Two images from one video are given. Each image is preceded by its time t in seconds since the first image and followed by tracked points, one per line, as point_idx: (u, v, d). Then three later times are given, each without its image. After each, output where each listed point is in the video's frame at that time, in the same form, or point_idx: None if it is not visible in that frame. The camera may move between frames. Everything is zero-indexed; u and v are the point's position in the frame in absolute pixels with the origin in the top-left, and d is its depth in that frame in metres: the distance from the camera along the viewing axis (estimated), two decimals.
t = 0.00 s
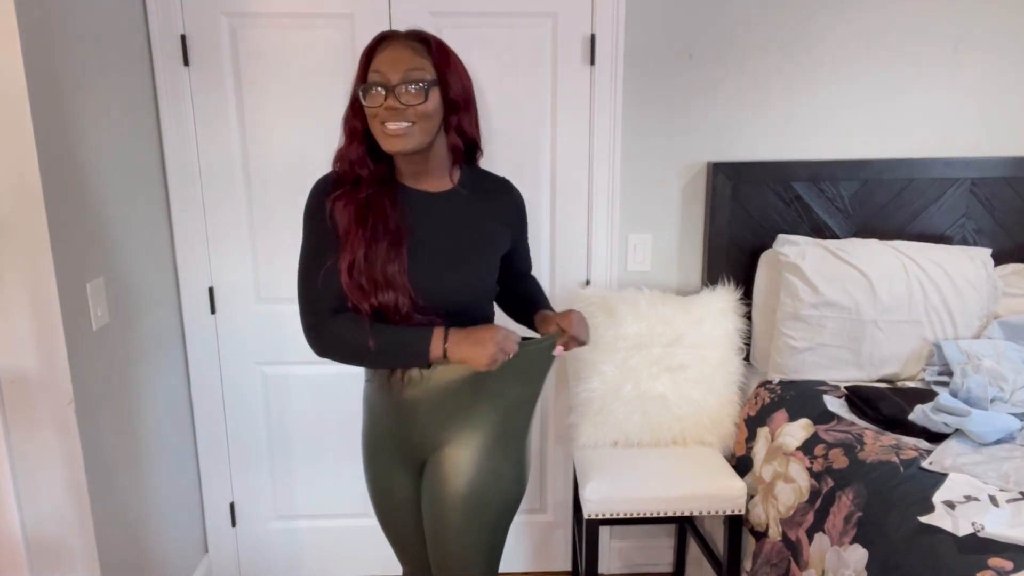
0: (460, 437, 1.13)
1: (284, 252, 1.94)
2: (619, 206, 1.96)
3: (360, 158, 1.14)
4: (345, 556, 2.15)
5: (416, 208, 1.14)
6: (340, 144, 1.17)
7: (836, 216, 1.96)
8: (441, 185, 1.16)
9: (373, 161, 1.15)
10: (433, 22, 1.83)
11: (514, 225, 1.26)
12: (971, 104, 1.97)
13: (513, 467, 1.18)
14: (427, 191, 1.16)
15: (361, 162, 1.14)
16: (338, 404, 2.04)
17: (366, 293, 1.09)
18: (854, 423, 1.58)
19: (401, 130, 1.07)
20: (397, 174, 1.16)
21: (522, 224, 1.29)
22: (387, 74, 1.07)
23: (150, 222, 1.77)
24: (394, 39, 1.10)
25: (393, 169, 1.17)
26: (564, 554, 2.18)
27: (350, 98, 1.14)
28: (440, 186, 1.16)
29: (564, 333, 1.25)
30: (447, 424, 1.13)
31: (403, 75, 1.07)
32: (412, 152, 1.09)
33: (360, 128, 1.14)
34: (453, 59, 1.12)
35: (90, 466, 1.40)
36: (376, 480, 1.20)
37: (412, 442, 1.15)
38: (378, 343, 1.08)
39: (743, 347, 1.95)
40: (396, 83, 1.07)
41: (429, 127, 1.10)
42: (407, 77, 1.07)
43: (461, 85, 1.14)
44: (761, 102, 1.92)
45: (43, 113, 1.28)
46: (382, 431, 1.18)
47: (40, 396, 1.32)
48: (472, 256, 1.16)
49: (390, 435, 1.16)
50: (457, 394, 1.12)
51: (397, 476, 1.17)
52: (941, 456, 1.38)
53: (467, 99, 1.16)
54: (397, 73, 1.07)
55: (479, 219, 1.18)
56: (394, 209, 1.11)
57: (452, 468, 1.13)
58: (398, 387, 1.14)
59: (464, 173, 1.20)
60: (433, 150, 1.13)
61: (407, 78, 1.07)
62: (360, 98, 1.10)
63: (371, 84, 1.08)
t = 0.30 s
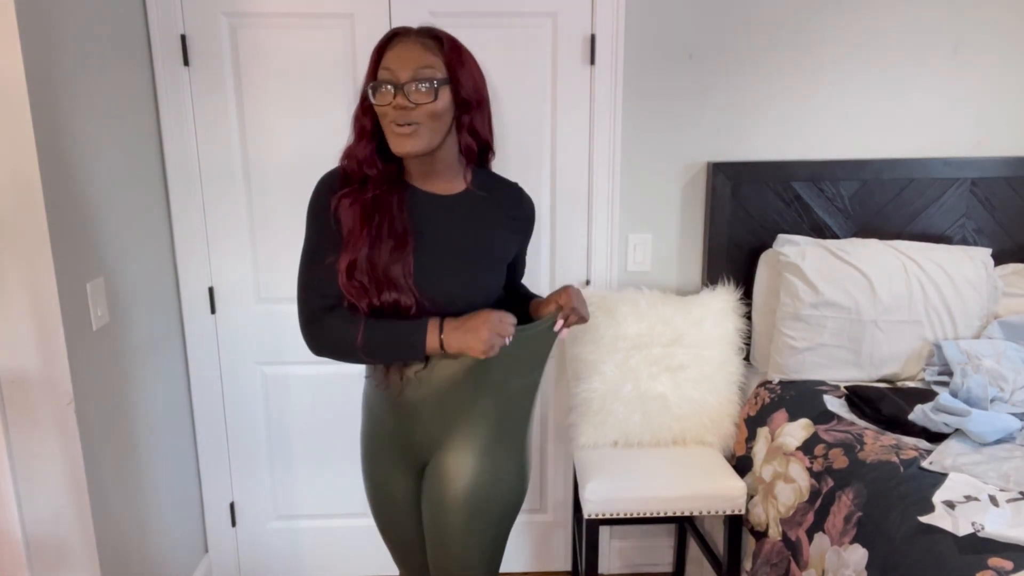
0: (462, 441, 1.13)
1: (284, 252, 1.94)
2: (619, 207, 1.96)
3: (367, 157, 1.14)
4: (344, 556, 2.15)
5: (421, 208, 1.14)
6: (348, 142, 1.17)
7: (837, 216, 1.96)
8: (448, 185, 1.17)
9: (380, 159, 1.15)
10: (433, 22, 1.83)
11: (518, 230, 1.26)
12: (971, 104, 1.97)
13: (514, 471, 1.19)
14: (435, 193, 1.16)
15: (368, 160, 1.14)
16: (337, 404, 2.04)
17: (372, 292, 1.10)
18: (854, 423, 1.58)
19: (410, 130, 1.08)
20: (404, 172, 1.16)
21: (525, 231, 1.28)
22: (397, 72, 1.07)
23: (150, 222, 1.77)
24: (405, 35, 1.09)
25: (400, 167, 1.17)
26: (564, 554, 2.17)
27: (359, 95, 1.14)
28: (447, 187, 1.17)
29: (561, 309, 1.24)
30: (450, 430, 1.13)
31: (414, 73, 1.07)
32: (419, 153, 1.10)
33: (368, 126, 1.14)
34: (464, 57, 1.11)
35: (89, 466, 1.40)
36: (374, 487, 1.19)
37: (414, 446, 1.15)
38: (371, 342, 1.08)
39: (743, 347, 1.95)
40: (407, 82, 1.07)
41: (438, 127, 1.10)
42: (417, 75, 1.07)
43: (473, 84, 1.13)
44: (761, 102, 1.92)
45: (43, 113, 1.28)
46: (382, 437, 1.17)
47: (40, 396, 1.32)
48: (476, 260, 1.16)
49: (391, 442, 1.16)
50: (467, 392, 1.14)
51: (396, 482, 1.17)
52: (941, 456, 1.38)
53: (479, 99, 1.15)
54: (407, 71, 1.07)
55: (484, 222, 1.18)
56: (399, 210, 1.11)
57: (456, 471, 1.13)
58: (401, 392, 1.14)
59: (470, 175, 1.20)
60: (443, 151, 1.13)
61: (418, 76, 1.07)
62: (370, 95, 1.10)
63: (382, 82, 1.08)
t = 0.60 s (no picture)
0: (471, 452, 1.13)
1: (284, 252, 1.94)
2: (619, 206, 1.96)
3: (381, 163, 1.13)
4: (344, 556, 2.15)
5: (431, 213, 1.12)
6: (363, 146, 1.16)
7: (836, 216, 1.96)
8: (464, 190, 1.14)
9: (394, 165, 1.14)
10: (433, 22, 1.83)
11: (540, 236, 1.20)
12: (971, 104, 1.97)
13: (524, 481, 1.18)
14: (447, 198, 1.13)
15: (381, 167, 1.13)
16: (338, 404, 2.04)
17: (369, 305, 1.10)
18: (853, 423, 1.58)
19: (432, 135, 1.06)
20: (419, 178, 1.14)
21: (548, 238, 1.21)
22: (416, 74, 1.05)
23: (150, 222, 1.77)
24: (422, 36, 1.08)
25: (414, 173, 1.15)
26: (564, 553, 2.18)
27: (373, 97, 1.13)
28: (461, 191, 1.14)
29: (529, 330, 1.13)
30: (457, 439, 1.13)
31: (433, 75, 1.05)
32: (439, 158, 1.07)
33: (383, 131, 1.13)
34: (483, 59, 1.10)
35: (89, 467, 1.40)
36: (371, 505, 1.15)
37: (419, 457, 1.14)
38: (357, 355, 1.07)
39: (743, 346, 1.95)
40: (426, 84, 1.05)
41: (458, 130, 1.08)
42: (437, 78, 1.06)
43: (491, 85, 1.12)
44: (761, 102, 1.92)
45: (44, 114, 1.28)
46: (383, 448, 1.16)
47: (40, 397, 1.32)
48: (489, 268, 1.12)
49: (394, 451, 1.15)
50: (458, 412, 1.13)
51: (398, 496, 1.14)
52: (941, 456, 1.38)
53: (496, 101, 1.14)
54: (426, 73, 1.05)
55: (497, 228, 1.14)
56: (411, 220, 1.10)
57: (465, 480, 1.12)
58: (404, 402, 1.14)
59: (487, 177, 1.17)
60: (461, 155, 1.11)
61: (438, 79, 1.05)
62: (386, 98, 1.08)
63: (400, 84, 1.06)
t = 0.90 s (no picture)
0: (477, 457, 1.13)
1: (283, 251, 1.94)
2: (619, 206, 1.96)
3: (394, 168, 1.13)
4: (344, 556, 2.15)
5: (433, 219, 1.12)
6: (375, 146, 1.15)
7: (836, 216, 1.96)
8: (473, 200, 1.12)
9: (402, 170, 1.13)
10: (433, 22, 1.83)
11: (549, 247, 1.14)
12: (971, 104, 1.97)
13: (530, 484, 1.18)
14: (454, 206, 1.12)
15: (392, 172, 1.13)
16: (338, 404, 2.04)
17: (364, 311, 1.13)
18: (854, 423, 1.58)
19: (450, 144, 1.05)
20: (429, 186, 1.14)
21: (560, 250, 1.14)
22: (434, 79, 1.05)
23: (150, 222, 1.77)
24: (440, 39, 1.07)
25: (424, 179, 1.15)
26: (564, 554, 2.17)
27: (386, 99, 1.11)
28: (470, 199, 1.12)
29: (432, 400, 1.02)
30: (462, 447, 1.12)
31: (453, 83, 1.05)
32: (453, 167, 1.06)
33: (396, 136, 1.12)
34: (500, 67, 1.09)
35: (89, 466, 1.40)
36: (373, 524, 1.11)
37: (423, 468, 1.13)
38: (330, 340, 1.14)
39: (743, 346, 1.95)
40: (445, 92, 1.04)
41: (477, 140, 1.07)
42: (456, 85, 1.05)
43: (508, 94, 1.11)
44: (761, 101, 1.92)
45: (44, 113, 1.28)
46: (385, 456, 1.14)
47: (40, 396, 1.32)
48: (491, 278, 1.10)
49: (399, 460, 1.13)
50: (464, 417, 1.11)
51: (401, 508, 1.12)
52: (941, 456, 1.38)
53: (513, 110, 1.13)
54: (446, 80, 1.04)
55: (500, 238, 1.12)
56: (414, 229, 1.10)
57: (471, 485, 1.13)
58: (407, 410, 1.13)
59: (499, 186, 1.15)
60: (476, 165, 1.10)
61: (457, 86, 1.05)
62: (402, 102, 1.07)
63: (419, 90, 1.05)
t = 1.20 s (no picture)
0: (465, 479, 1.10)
1: (283, 251, 1.94)
2: (619, 206, 1.96)
3: (385, 177, 1.07)
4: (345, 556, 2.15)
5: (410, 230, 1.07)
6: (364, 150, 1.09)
7: (837, 216, 1.96)
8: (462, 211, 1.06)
9: (392, 178, 1.08)
10: (433, 22, 1.83)
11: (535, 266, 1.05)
12: (971, 103, 1.97)
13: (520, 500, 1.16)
14: (441, 217, 1.07)
15: (381, 179, 1.07)
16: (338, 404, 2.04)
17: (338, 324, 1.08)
18: (853, 423, 1.58)
19: (450, 150, 1.00)
20: (419, 195, 1.08)
21: (544, 272, 1.04)
22: (435, 81, 0.99)
23: (150, 222, 1.77)
24: (443, 39, 1.02)
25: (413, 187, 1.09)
26: (564, 554, 2.17)
27: (379, 99, 1.04)
28: (462, 210, 1.06)
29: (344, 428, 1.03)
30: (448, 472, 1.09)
31: (455, 87, 0.99)
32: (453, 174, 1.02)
33: (388, 141, 1.06)
34: (503, 73, 1.04)
35: (89, 465, 1.40)
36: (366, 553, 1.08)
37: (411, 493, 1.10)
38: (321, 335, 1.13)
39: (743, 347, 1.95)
40: (447, 96, 1.00)
41: (477, 148, 1.03)
42: (459, 88, 1.00)
43: (509, 101, 1.06)
44: (761, 100, 1.92)
45: (44, 112, 1.28)
46: (372, 488, 1.10)
47: (40, 396, 1.32)
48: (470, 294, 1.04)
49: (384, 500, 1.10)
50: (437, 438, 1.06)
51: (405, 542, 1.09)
52: (941, 456, 1.38)
53: (514, 118, 1.07)
54: (448, 83, 0.99)
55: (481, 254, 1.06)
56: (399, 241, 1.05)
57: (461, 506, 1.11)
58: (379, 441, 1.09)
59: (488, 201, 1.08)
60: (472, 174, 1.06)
61: (459, 91, 0.99)
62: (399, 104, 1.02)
63: (418, 92, 1.00)
